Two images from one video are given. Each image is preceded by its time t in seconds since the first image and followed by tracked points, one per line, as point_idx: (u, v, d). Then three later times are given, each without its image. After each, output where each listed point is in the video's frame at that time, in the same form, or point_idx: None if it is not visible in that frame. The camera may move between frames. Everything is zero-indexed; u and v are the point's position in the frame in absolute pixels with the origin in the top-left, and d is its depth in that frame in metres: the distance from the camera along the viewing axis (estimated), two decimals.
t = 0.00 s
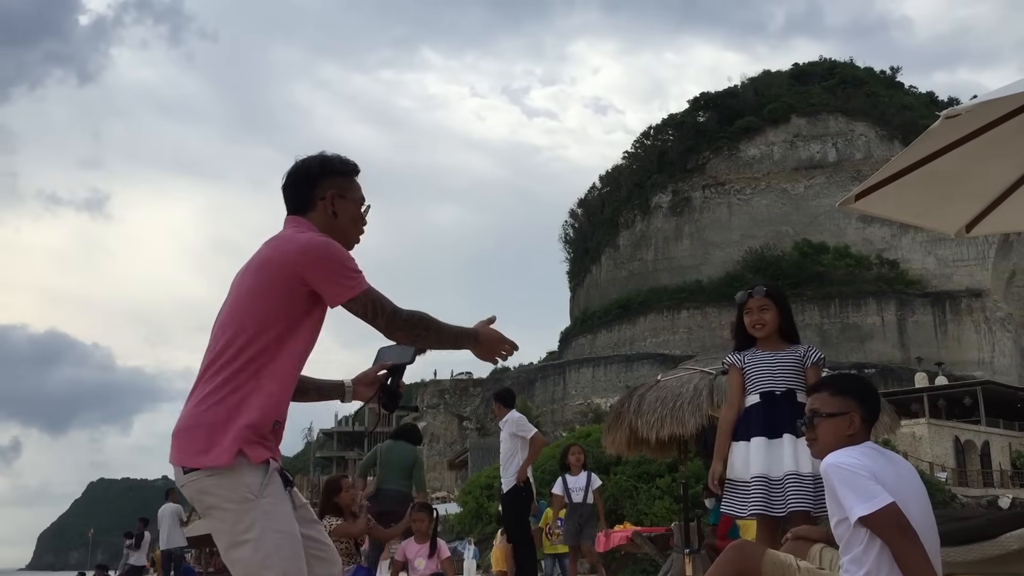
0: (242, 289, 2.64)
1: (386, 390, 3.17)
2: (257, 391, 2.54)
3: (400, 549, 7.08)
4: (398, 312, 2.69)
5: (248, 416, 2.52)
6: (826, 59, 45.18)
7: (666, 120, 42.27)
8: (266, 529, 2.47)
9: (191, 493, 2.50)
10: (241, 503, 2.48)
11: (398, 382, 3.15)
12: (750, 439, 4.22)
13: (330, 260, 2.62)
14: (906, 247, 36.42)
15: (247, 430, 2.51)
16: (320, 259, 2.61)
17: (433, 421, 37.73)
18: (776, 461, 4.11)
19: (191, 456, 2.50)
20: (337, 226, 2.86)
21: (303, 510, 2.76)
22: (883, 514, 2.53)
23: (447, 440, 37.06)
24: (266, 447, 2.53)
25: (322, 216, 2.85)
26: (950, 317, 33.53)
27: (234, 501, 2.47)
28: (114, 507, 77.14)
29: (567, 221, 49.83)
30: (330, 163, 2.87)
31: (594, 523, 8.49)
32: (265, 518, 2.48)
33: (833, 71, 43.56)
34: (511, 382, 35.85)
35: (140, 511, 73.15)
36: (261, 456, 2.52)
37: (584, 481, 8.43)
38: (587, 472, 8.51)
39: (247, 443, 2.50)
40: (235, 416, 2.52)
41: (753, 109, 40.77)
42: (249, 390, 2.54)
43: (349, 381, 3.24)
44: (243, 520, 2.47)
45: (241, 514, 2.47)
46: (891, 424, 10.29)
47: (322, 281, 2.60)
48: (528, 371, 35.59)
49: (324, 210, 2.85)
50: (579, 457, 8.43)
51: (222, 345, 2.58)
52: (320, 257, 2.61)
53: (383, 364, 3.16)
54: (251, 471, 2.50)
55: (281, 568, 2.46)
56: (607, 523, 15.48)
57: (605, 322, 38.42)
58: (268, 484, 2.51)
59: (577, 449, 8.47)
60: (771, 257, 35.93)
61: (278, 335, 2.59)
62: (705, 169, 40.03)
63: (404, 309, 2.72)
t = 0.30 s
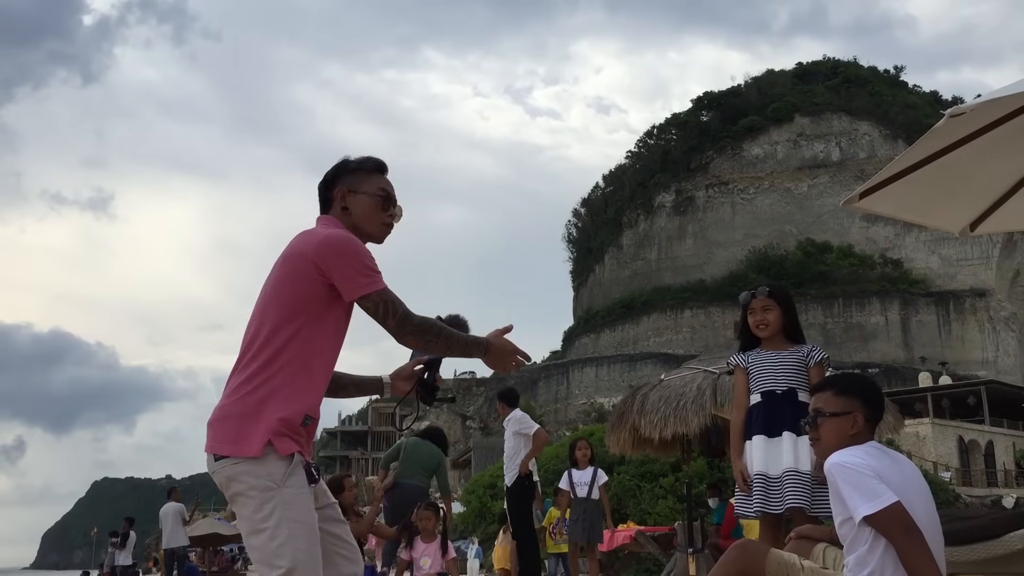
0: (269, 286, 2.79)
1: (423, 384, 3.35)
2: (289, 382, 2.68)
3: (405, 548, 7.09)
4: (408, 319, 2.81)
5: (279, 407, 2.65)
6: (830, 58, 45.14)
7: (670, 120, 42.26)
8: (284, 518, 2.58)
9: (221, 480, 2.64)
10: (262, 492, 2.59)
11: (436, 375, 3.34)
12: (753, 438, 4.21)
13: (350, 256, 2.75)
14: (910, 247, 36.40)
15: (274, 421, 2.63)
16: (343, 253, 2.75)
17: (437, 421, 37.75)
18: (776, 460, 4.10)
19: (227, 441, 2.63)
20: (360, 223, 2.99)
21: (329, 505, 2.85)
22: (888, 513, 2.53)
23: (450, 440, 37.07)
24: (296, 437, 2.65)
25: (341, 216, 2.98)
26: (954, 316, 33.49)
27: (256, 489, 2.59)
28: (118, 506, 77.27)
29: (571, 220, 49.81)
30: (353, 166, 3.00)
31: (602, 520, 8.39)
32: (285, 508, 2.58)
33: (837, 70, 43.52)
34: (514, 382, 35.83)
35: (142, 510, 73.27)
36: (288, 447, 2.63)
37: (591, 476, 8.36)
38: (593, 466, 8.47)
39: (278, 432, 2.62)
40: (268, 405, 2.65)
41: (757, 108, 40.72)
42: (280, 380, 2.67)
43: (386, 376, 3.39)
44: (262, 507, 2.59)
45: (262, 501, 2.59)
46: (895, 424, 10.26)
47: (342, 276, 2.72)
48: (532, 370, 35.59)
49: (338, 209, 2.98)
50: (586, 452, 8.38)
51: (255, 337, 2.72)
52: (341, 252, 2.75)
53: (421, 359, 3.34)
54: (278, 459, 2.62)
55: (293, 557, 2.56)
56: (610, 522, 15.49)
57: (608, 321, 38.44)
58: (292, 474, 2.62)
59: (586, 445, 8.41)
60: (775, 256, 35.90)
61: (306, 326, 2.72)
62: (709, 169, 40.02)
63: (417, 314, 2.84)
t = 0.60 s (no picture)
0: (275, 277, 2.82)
1: (433, 387, 3.32)
2: (291, 372, 2.69)
3: (407, 546, 7.10)
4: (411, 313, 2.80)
5: (281, 397, 2.67)
6: (831, 57, 45.09)
7: (672, 119, 42.21)
8: (271, 511, 2.60)
9: (218, 468, 2.67)
10: (252, 484, 2.61)
11: (445, 379, 3.31)
12: (755, 437, 4.20)
13: (354, 245, 2.76)
14: (912, 245, 36.39)
15: (272, 412, 2.66)
16: (347, 243, 2.75)
17: (439, 420, 37.76)
18: (780, 460, 4.09)
19: (228, 431, 2.66)
20: (364, 219, 3.03)
21: (328, 500, 2.85)
22: (889, 513, 2.52)
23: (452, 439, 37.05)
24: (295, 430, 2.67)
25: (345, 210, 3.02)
26: (956, 315, 33.45)
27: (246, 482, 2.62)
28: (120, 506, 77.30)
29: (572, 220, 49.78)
30: (362, 162, 3.04)
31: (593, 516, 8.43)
32: (273, 501, 2.60)
33: (838, 69, 43.48)
34: (516, 381, 35.81)
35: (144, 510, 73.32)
36: (284, 440, 2.65)
37: (583, 472, 8.40)
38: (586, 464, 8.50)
39: (276, 423, 2.65)
40: (270, 396, 2.68)
41: (758, 107, 40.68)
42: (281, 370, 2.69)
43: (397, 377, 3.39)
44: (250, 500, 2.61)
45: (253, 493, 2.61)
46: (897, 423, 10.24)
47: (340, 265, 2.74)
48: (533, 370, 35.57)
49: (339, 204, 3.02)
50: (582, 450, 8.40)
51: (258, 327, 2.76)
52: (344, 241, 2.76)
53: (431, 363, 3.31)
54: (273, 452, 2.64)
55: (275, 552, 2.57)
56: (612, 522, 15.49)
57: (610, 320, 38.43)
58: (284, 468, 2.63)
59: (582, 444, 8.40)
60: (777, 255, 35.88)
61: (308, 316, 2.74)
62: (710, 168, 39.99)
63: (418, 308, 2.83)
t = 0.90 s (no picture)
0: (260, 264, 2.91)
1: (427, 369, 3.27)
2: (293, 356, 2.75)
3: (407, 547, 7.08)
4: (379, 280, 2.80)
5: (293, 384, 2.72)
6: (831, 55, 45.06)
7: (672, 117, 42.20)
8: (281, 503, 2.62)
9: (239, 461, 2.72)
10: (265, 476, 2.65)
11: (440, 359, 3.25)
12: (755, 436, 4.21)
13: (313, 220, 2.84)
14: (911, 244, 36.40)
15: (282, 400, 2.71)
16: (305, 219, 2.83)
17: (439, 419, 37.81)
18: (779, 459, 4.10)
19: (250, 424, 2.72)
20: (312, 189, 3.05)
21: (353, 494, 2.85)
22: (890, 510, 2.53)
23: (452, 438, 37.09)
24: (313, 414, 2.70)
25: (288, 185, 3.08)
26: (956, 314, 33.44)
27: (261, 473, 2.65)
28: (121, 506, 77.40)
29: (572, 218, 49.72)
30: (300, 136, 3.06)
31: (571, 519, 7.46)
32: (284, 493, 2.63)
33: (838, 68, 43.45)
34: (516, 381, 35.78)
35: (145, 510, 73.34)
36: (299, 431, 2.67)
37: (554, 473, 7.48)
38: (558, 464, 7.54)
39: (293, 410, 2.69)
40: (283, 383, 2.73)
41: (758, 106, 40.67)
42: (282, 356, 2.75)
43: (391, 360, 3.36)
44: (262, 491, 2.64)
45: (265, 484, 2.65)
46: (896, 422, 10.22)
47: (309, 240, 2.82)
48: (533, 369, 35.57)
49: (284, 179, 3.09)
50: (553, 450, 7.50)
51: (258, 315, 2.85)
52: (303, 219, 2.84)
53: (425, 345, 3.28)
54: (294, 439, 2.67)
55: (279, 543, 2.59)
56: (613, 521, 15.51)
57: (610, 319, 38.44)
58: (297, 459, 2.65)
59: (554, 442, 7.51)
60: (777, 254, 35.88)
61: (295, 299, 2.82)
62: (710, 167, 40.01)
63: (385, 276, 2.83)
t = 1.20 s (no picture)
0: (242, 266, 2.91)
1: (419, 362, 3.28)
2: (283, 355, 2.76)
3: (407, 545, 7.08)
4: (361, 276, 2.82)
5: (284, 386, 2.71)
6: (831, 54, 45.05)
7: (671, 116, 42.19)
8: (273, 504, 2.62)
9: (232, 461, 2.72)
10: (257, 476, 2.64)
11: (432, 351, 3.26)
12: (754, 435, 4.20)
13: (287, 219, 2.84)
14: (911, 243, 36.40)
15: (273, 400, 2.71)
16: (280, 219, 2.84)
17: (438, 418, 37.81)
18: (777, 459, 4.10)
19: (244, 424, 2.71)
20: (286, 187, 3.04)
21: (348, 494, 2.85)
22: (891, 509, 2.53)
23: (452, 437, 37.12)
24: (307, 413, 2.70)
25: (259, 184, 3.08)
26: (956, 312, 33.44)
27: (253, 473, 2.65)
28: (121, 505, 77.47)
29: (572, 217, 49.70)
30: (270, 135, 3.06)
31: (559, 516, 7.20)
32: (275, 493, 2.63)
33: (838, 66, 43.44)
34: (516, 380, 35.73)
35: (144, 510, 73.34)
36: (293, 431, 2.68)
37: (543, 469, 7.22)
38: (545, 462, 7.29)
39: (287, 409, 2.69)
40: (275, 383, 2.74)
41: (757, 105, 40.66)
42: (272, 355, 2.75)
43: (382, 356, 3.36)
44: (254, 491, 2.64)
45: (257, 485, 2.64)
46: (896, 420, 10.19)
47: (288, 239, 2.82)
48: (533, 368, 35.54)
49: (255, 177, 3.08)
50: (541, 444, 7.29)
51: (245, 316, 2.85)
52: (277, 218, 2.84)
53: (417, 337, 3.28)
54: (288, 439, 2.67)
55: (267, 544, 2.59)
56: (614, 520, 15.52)
57: (610, 318, 38.44)
58: (290, 460, 2.65)
59: (541, 435, 7.32)
60: (777, 253, 35.89)
61: (281, 296, 2.82)
62: (710, 166, 40.01)
63: (367, 270, 2.85)
